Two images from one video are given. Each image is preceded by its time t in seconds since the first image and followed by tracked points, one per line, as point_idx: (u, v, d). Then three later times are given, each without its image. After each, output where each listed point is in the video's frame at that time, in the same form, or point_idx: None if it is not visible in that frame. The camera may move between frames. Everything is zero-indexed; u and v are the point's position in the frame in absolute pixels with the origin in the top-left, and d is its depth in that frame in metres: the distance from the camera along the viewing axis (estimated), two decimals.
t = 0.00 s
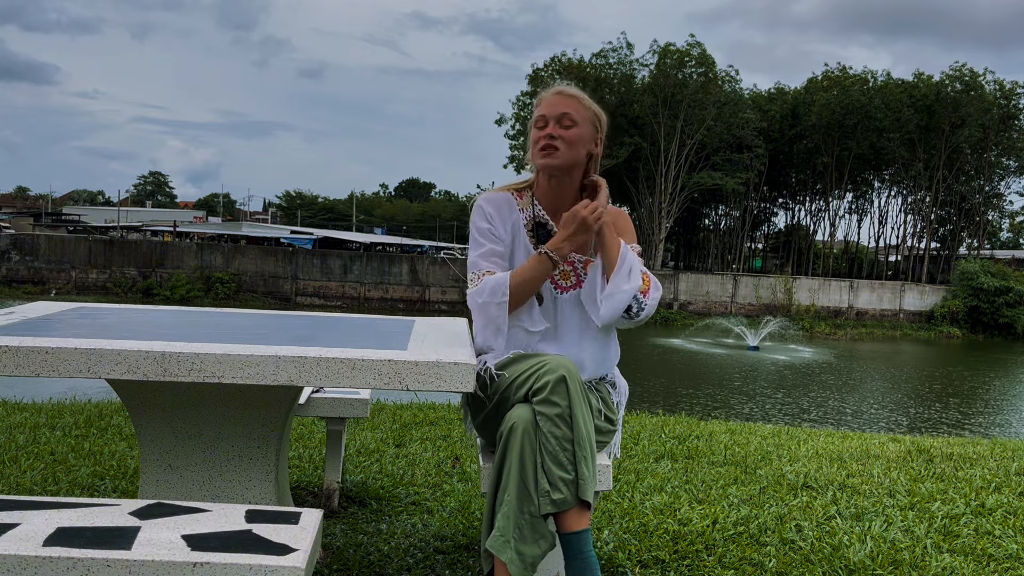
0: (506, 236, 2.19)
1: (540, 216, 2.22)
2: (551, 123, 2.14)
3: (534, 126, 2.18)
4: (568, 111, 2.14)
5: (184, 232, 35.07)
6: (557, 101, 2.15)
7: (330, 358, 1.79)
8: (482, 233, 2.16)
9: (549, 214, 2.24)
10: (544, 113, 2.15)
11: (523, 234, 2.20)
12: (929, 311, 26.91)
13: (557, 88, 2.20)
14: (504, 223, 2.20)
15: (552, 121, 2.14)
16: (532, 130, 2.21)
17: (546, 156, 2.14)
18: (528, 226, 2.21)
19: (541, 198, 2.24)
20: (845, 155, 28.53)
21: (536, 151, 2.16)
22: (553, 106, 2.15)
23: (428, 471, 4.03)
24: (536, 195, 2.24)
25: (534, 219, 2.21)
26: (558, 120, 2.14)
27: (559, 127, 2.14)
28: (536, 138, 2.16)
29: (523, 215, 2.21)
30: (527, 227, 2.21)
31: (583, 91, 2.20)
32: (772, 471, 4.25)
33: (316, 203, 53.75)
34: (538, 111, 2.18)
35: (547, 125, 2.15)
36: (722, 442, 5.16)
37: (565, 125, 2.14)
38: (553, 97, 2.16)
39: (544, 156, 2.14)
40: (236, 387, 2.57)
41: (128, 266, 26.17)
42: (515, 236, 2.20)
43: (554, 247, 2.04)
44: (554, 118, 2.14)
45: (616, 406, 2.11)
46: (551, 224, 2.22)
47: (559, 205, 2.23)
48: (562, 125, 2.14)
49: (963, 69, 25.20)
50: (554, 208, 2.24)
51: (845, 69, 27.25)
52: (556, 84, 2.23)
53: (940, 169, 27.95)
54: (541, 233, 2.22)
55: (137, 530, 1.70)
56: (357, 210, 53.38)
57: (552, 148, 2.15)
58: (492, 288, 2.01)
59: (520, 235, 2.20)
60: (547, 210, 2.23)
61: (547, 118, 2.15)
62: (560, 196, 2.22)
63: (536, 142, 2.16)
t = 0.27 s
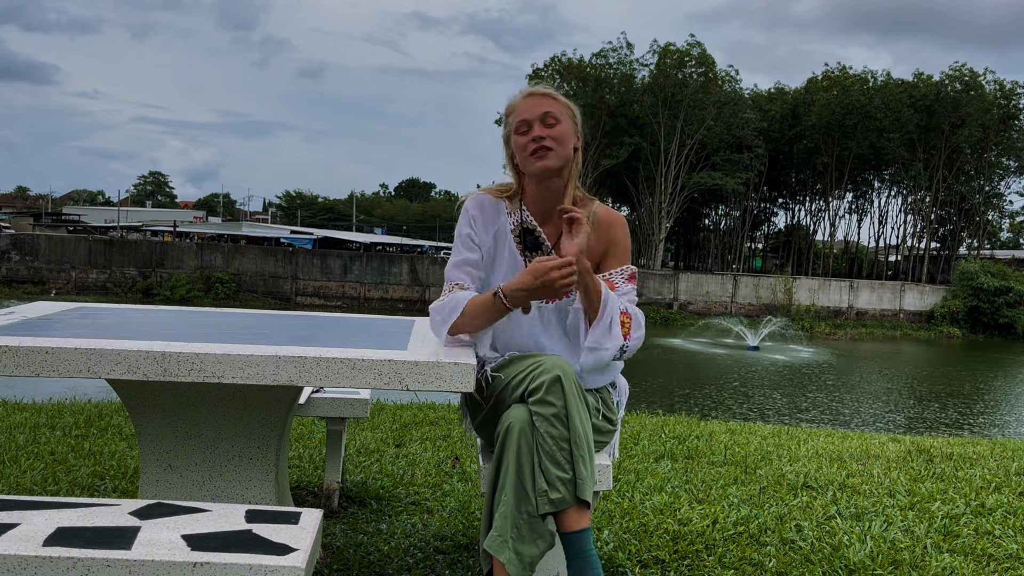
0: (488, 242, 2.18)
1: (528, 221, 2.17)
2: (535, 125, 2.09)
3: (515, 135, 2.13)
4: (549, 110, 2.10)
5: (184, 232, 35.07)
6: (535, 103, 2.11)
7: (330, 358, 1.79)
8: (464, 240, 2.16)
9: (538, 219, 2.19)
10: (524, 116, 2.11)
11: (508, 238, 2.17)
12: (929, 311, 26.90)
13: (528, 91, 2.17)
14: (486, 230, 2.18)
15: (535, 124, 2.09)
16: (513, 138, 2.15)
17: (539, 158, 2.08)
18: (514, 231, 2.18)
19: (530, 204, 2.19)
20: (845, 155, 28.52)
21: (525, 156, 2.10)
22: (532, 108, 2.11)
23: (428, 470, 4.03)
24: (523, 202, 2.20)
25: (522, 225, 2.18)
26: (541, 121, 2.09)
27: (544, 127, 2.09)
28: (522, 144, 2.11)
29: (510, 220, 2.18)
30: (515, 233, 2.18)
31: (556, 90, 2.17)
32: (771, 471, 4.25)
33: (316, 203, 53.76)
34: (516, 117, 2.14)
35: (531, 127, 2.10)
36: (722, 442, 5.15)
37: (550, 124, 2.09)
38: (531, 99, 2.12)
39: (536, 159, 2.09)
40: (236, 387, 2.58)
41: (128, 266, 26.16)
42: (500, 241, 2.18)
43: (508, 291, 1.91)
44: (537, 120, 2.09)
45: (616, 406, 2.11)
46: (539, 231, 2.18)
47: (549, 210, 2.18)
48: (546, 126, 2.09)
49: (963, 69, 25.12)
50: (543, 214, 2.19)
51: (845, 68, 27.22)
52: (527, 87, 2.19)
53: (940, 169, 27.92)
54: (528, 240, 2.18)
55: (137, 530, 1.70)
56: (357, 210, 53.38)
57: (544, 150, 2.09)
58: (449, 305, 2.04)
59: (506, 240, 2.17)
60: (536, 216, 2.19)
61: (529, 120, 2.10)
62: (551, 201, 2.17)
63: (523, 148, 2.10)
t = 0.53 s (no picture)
0: (480, 249, 2.17)
1: (518, 228, 2.16)
2: (527, 129, 2.05)
3: (505, 141, 2.08)
4: (540, 115, 2.07)
5: (184, 232, 35.07)
6: (525, 106, 2.07)
7: (330, 358, 1.79)
8: (457, 246, 2.16)
9: (528, 226, 2.18)
10: (514, 122, 2.06)
11: (497, 245, 2.16)
12: (929, 311, 26.91)
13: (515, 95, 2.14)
14: (478, 235, 2.18)
15: (526, 129, 2.06)
16: (503, 145, 2.11)
17: (532, 166, 2.05)
18: (503, 238, 2.16)
19: (520, 211, 2.18)
20: (845, 154, 28.52)
21: (517, 163, 2.06)
22: (523, 111, 2.06)
23: (428, 471, 4.03)
24: (514, 208, 2.19)
25: (512, 231, 2.16)
26: (532, 126, 2.06)
27: (536, 133, 2.06)
28: (514, 150, 2.07)
29: (500, 225, 2.17)
30: (504, 240, 2.16)
31: (544, 92, 2.13)
32: (771, 471, 4.25)
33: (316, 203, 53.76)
34: (505, 122, 2.10)
35: (523, 134, 2.06)
36: (722, 442, 5.15)
37: (542, 129, 2.06)
38: (520, 104, 2.08)
39: (529, 167, 2.05)
40: (236, 387, 2.58)
41: (128, 266, 26.17)
42: (490, 246, 2.17)
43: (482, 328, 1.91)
44: (529, 125, 2.05)
45: (616, 404, 2.12)
46: (528, 238, 2.15)
47: (540, 215, 2.17)
48: (537, 132, 2.06)
49: (963, 69, 25.09)
50: (534, 220, 2.18)
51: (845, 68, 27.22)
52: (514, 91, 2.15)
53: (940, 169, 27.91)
54: (516, 247, 2.15)
55: (137, 529, 1.70)
56: (357, 210, 53.38)
57: (537, 157, 2.05)
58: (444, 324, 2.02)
59: (496, 245, 2.16)
60: (526, 222, 2.18)
61: (521, 126, 2.06)
62: (542, 207, 2.15)
63: (515, 154, 2.07)
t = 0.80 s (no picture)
0: (475, 249, 2.18)
1: (514, 232, 2.15)
2: (525, 135, 2.05)
3: (502, 147, 2.07)
4: (538, 120, 2.06)
5: (184, 232, 35.06)
6: (521, 111, 2.06)
7: (330, 358, 1.79)
8: (453, 246, 2.19)
9: (524, 229, 2.17)
10: (511, 127, 2.05)
11: (492, 245, 2.16)
12: (929, 311, 26.92)
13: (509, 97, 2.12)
14: (474, 237, 2.19)
15: (524, 134, 2.05)
16: (500, 148, 2.09)
17: (530, 173, 2.04)
18: (498, 240, 2.16)
19: (516, 215, 2.18)
20: (845, 155, 28.54)
21: (515, 169, 2.05)
22: (519, 117, 2.05)
23: (427, 471, 4.03)
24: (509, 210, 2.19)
25: (507, 233, 2.15)
26: (529, 132, 2.05)
27: (533, 139, 2.05)
28: (511, 156, 2.06)
29: (495, 228, 2.17)
30: (498, 241, 2.15)
31: (539, 94, 2.12)
32: (772, 471, 4.25)
33: (317, 203, 53.78)
34: (501, 127, 2.08)
35: (520, 139, 2.05)
36: (722, 442, 5.15)
37: (539, 135, 2.06)
38: (517, 107, 2.06)
39: (528, 174, 2.04)
40: (236, 387, 2.58)
41: (128, 265, 26.17)
42: (485, 246, 2.18)
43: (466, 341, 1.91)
44: (526, 130, 2.05)
45: (616, 404, 2.12)
46: (523, 241, 2.15)
47: (536, 219, 2.16)
48: (535, 136, 2.05)
49: (963, 69, 25.05)
50: (530, 225, 2.17)
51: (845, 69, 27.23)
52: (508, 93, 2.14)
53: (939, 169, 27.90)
54: (510, 250, 2.14)
55: (137, 530, 1.70)
56: (357, 210, 53.40)
57: (535, 164, 2.05)
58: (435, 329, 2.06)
59: (490, 247, 2.16)
60: (522, 226, 2.17)
61: (518, 131, 2.05)
62: (538, 211, 2.14)
63: (512, 161, 2.05)
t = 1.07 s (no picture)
0: (475, 250, 2.17)
1: (514, 233, 2.15)
2: (533, 138, 2.05)
3: (509, 148, 2.07)
4: (546, 123, 2.07)
5: (184, 232, 35.05)
6: (528, 114, 2.07)
7: (331, 358, 1.79)
8: (450, 247, 2.17)
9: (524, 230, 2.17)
10: (521, 129, 2.06)
11: (491, 246, 2.15)
12: (929, 311, 26.91)
13: (512, 99, 2.12)
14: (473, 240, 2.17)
15: (533, 137, 2.06)
16: (505, 150, 2.09)
17: (538, 175, 2.05)
18: (498, 240, 2.15)
19: (515, 216, 2.17)
20: (845, 154, 28.53)
21: (523, 172, 2.06)
22: (527, 120, 2.06)
23: (427, 471, 4.02)
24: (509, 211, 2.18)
25: (506, 235, 2.15)
26: (538, 135, 2.06)
27: (542, 143, 2.07)
28: (519, 158, 2.06)
29: (495, 227, 2.16)
30: (498, 242, 2.15)
31: (541, 98, 2.14)
32: (772, 471, 4.25)
33: (317, 203, 53.78)
34: (507, 128, 2.08)
35: (529, 141, 2.06)
36: (722, 442, 5.15)
37: (546, 139, 2.07)
38: (524, 111, 2.07)
39: (536, 177, 2.05)
40: (236, 388, 2.58)
41: (128, 266, 26.16)
42: (485, 247, 2.16)
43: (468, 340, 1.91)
44: (536, 133, 2.06)
45: (616, 404, 2.13)
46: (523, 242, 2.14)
47: (536, 219, 2.16)
48: (544, 140, 2.07)
49: (963, 69, 24.97)
50: (530, 225, 2.17)
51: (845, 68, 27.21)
52: (510, 95, 2.14)
53: (939, 169, 27.85)
54: (510, 250, 2.14)
55: (137, 530, 1.70)
56: (357, 210, 53.39)
57: (543, 167, 2.06)
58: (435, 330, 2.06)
59: (489, 248, 2.15)
60: (521, 228, 2.17)
61: (528, 133, 2.05)
62: (539, 212, 2.15)
63: (521, 163, 2.06)
